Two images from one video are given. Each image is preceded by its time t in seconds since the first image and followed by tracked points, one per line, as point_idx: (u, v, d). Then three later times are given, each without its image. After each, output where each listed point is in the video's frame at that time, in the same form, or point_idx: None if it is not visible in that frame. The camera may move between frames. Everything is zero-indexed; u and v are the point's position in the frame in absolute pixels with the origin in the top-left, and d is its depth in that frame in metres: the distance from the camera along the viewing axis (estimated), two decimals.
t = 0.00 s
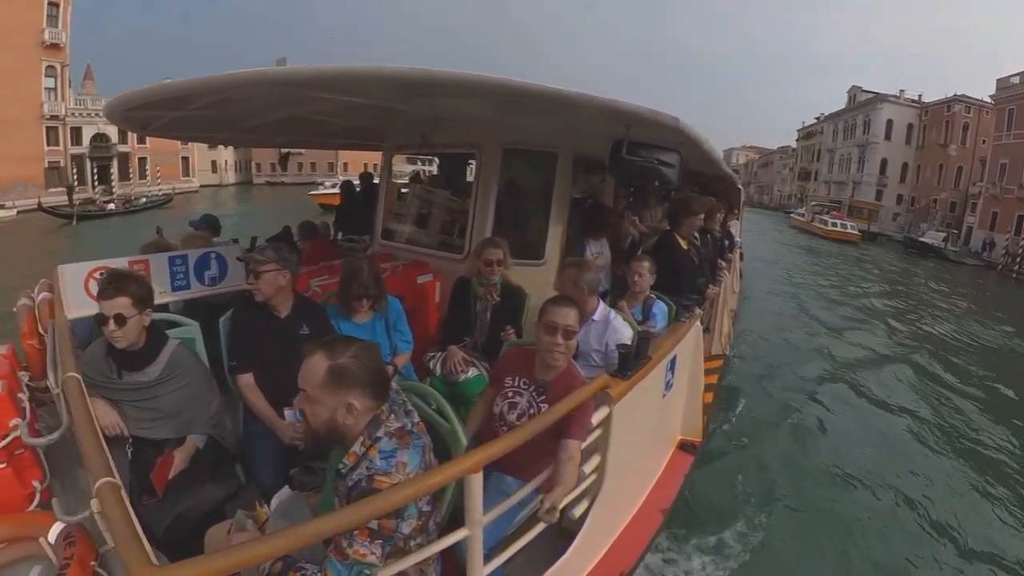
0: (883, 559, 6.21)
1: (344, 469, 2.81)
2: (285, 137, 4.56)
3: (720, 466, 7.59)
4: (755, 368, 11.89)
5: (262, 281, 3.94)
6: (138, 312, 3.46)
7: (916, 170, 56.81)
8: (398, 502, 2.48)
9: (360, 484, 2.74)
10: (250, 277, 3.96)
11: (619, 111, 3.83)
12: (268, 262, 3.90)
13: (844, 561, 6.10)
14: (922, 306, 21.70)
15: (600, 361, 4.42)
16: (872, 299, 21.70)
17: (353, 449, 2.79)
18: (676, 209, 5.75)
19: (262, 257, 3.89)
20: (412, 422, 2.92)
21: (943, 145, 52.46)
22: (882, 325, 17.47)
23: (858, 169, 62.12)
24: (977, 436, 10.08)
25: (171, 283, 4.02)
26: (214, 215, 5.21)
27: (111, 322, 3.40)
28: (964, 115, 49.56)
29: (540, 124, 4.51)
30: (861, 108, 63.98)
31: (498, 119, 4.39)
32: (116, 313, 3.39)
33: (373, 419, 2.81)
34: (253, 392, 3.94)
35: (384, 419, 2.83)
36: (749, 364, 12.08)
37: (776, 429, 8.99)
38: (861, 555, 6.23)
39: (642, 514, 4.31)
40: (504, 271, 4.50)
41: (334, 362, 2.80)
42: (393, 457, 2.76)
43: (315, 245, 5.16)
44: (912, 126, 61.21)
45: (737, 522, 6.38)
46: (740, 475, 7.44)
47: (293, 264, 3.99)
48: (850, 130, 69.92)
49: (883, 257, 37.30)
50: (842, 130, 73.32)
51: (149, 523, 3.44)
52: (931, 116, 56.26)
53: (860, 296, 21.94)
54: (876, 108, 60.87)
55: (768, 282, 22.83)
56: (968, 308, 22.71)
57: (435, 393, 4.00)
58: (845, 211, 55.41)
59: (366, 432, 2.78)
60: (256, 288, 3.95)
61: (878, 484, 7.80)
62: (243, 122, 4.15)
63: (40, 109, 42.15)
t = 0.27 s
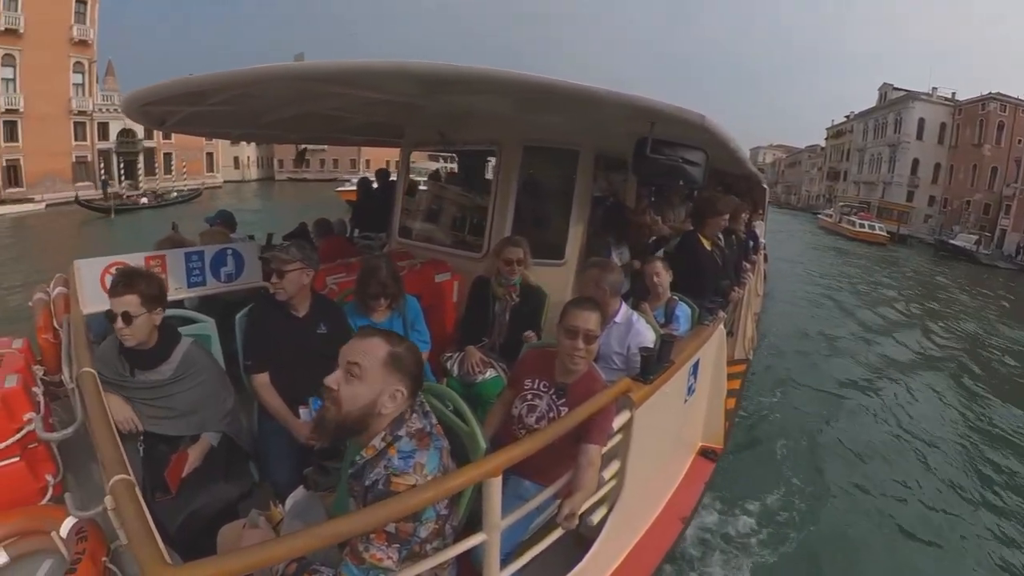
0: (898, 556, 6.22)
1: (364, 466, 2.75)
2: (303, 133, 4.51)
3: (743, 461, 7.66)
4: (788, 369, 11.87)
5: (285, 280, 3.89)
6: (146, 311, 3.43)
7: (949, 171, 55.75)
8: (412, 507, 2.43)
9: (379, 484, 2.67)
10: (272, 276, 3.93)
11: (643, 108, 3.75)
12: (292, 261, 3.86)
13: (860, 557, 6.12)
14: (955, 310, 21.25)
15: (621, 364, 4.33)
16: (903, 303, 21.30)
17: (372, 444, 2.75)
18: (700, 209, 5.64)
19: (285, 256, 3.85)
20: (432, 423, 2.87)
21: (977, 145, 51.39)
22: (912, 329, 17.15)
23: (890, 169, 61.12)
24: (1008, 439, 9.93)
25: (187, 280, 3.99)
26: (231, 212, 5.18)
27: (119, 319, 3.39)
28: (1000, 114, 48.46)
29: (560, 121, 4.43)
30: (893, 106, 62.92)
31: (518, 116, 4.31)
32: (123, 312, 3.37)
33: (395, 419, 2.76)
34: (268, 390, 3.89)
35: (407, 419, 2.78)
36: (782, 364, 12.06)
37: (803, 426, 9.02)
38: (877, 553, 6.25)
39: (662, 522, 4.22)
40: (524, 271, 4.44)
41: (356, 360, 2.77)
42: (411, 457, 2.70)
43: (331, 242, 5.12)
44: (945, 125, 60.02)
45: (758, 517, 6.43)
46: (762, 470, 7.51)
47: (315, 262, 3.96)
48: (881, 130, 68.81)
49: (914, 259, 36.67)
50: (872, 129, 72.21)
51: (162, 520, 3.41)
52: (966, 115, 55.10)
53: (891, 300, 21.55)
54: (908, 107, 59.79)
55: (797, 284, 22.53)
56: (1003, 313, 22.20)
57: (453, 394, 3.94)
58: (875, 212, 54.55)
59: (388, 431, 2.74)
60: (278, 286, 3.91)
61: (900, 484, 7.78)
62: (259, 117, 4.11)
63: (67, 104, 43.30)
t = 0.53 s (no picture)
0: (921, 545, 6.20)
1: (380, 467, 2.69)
2: (320, 130, 4.45)
3: (772, 453, 7.71)
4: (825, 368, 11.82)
5: (304, 279, 3.86)
6: (153, 312, 3.40)
7: (984, 172, 54.62)
8: (426, 514, 2.37)
9: (393, 488, 2.60)
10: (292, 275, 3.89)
11: (665, 106, 3.64)
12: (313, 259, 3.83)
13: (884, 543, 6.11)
14: (989, 314, 20.78)
15: (641, 370, 4.23)
16: (936, 307, 20.88)
17: (388, 446, 2.71)
18: (723, 211, 5.52)
19: (305, 254, 3.81)
20: (449, 429, 2.82)
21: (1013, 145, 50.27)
22: (943, 332, 16.80)
23: (922, 170, 60.07)
24: None
25: (201, 278, 3.95)
26: (247, 209, 5.15)
27: (125, 317, 3.37)
28: None
29: (580, 118, 4.34)
30: (926, 105, 61.81)
31: (536, 113, 4.22)
32: (129, 311, 3.34)
33: (413, 422, 2.71)
34: (281, 390, 3.85)
35: (424, 422, 2.73)
36: (818, 364, 12.02)
37: (834, 423, 9.03)
38: (896, 542, 6.23)
39: (681, 532, 4.11)
40: (544, 272, 4.37)
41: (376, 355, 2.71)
42: (427, 462, 2.65)
43: (346, 241, 5.06)
44: (981, 125, 58.78)
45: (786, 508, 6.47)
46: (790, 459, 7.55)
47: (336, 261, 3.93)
48: (914, 129, 67.64)
49: (947, 263, 35.97)
50: (905, 128, 70.99)
51: (173, 518, 3.38)
52: (1002, 115, 53.90)
53: (923, 303, 21.14)
54: (942, 106, 58.68)
55: (826, 287, 22.18)
56: None
57: (470, 397, 3.88)
58: (907, 213, 53.61)
59: (406, 433, 2.69)
60: (298, 286, 3.87)
61: (929, 479, 7.72)
62: (275, 115, 4.06)
63: (94, 99, 43.96)
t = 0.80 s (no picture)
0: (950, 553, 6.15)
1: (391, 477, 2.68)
2: (336, 128, 4.40)
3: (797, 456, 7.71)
4: (863, 372, 11.70)
5: (321, 279, 3.81)
6: (166, 310, 3.35)
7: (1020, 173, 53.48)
8: (440, 521, 2.32)
9: (406, 496, 2.61)
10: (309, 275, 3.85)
11: (688, 104, 3.54)
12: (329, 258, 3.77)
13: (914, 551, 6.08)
14: None
15: (661, 376, 4.14)
16: (969, 311, 20.45)
17: (399, 458, 2.68)
18: (747, 212, 5.40)
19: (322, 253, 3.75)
20: (465, 436, 2.80)
21: None
22: (975, 336, 16.45)
23: (957, 170, 58.97)
24: None
25: (215, 276, 3.91)
26: (264, 207, 5.12)
27: (138, 315, 3.33)
28: None
29: (601, 117, 4.24)
30: (961, 104, 60.68)
31: (555, 112, 4.14)
32: (142, 308, 3.30)
33: (424, 429, 2.68)
34: (294, 391, 3.80)
35: (436, 429, 2.70)
36: (855, 367, 11.94)
37: (860, 424, 8.99)
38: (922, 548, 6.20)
39: (699, 543, 4.02)
40: (564, 273, 4.29)
41: (386, 358, 2.66)
42: (441, 471, 2.64)
43: (362, 240, 5.00)
44: (1018, 124, 57.56)
45: (813, 511, 6.47)
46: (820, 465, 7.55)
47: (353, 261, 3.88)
48: (948, 128, 66.43)
49: (981, 266, 35.27)
50: (939, 127, 69.73)
51: (184, 519, 3.35)
52: None
53: (956, 307, 20.72)
54: (977, 105, 57.55)
55: (856, 289, 21.78)
56: None
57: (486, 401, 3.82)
58: (940, 214, 52.68)
59: (417, 442, 2.67)
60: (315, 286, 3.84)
61: (959, 484, 7.66)
62: (291, 113, 4.01)
63: (123, 95, 44.52)
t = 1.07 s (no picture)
0: (984, 560, 6.20)
1: (402, 484, 2.68)
2: (352, 124, 4.35)
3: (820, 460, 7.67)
4: (895, 374, 11.65)
5: (338, 277, 3.76)
6: (187, 302, 3.32)
7: None
8: (451, 525, 2.28)
9: (416, 500, 2.60)
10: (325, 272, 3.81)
11: (711, 101, 3.44)
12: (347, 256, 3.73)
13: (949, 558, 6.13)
14: None
15: (682, 380, 4.05)
16: (1003, 316, 20.03)
17: (412, 465, 2.67)
18: (771, 212, 5.30)
19: (339, 251, 3.71)
20: (479, 438, 2.77)
21: None
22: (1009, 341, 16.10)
23: (992, 172, 57.90)
24: None
25: (231, 273, 3.88)
26: (280, 203, 5.08)
27: (158, 308, 3.29)
28: None
29: (623, 113, 4.15)
30: (998, 105, 59.60)
31: (576, 108, 4.05)
32: (162, 301, 3.27)
33: (435, 433, 2.66)
34: (308, 390, 3.76)
35: (448, 434, 2.68)
36: (882, 371, 11.83)
37: (886, 429, 8.91)
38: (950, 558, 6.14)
39: (718, 553, 3.92)
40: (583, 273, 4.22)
41: (391, 360, 2.63)
42: (452, 477, 2.63)
43: (379, 237, 4.94)
44: None
45: (837, 518, 6.43)
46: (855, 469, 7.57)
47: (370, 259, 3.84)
48: (984, 129, 65.23)
49: (1017, 270, 34.57)
50: (975, 127, 68.52)
51: (195, 517, 3.32)
52: None
53: (990, 312, 20.30)
54: (1015, 105, 56.43)
55: (887, 293, 21.38)
56: None
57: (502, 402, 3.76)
58: (974, 216, 51.72)
59: (428, 447, 2.65)
60: (332, 284, 3.80)
61: (987, 492, 7.57)
62: (307, 109, 3.96)
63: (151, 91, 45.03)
